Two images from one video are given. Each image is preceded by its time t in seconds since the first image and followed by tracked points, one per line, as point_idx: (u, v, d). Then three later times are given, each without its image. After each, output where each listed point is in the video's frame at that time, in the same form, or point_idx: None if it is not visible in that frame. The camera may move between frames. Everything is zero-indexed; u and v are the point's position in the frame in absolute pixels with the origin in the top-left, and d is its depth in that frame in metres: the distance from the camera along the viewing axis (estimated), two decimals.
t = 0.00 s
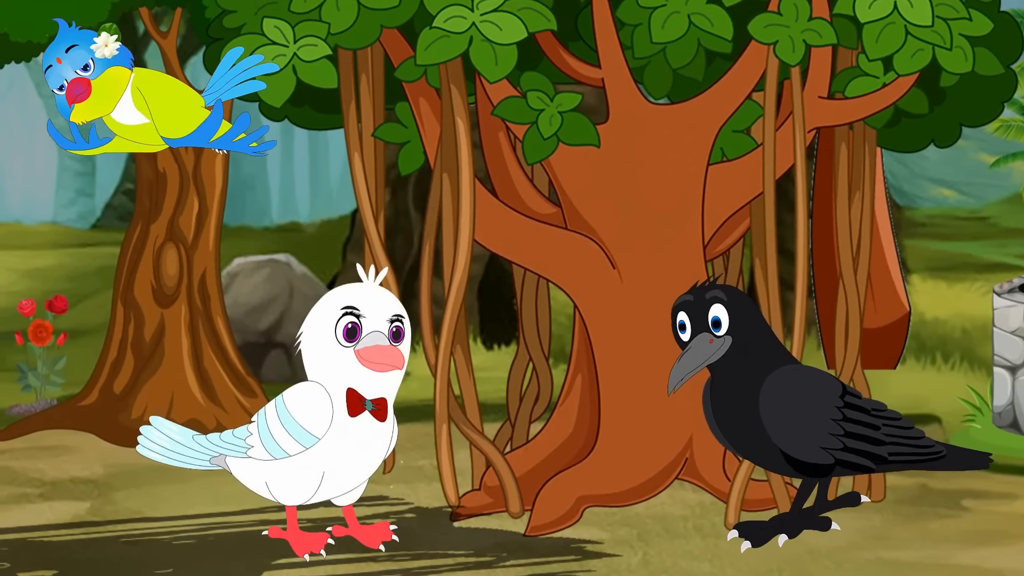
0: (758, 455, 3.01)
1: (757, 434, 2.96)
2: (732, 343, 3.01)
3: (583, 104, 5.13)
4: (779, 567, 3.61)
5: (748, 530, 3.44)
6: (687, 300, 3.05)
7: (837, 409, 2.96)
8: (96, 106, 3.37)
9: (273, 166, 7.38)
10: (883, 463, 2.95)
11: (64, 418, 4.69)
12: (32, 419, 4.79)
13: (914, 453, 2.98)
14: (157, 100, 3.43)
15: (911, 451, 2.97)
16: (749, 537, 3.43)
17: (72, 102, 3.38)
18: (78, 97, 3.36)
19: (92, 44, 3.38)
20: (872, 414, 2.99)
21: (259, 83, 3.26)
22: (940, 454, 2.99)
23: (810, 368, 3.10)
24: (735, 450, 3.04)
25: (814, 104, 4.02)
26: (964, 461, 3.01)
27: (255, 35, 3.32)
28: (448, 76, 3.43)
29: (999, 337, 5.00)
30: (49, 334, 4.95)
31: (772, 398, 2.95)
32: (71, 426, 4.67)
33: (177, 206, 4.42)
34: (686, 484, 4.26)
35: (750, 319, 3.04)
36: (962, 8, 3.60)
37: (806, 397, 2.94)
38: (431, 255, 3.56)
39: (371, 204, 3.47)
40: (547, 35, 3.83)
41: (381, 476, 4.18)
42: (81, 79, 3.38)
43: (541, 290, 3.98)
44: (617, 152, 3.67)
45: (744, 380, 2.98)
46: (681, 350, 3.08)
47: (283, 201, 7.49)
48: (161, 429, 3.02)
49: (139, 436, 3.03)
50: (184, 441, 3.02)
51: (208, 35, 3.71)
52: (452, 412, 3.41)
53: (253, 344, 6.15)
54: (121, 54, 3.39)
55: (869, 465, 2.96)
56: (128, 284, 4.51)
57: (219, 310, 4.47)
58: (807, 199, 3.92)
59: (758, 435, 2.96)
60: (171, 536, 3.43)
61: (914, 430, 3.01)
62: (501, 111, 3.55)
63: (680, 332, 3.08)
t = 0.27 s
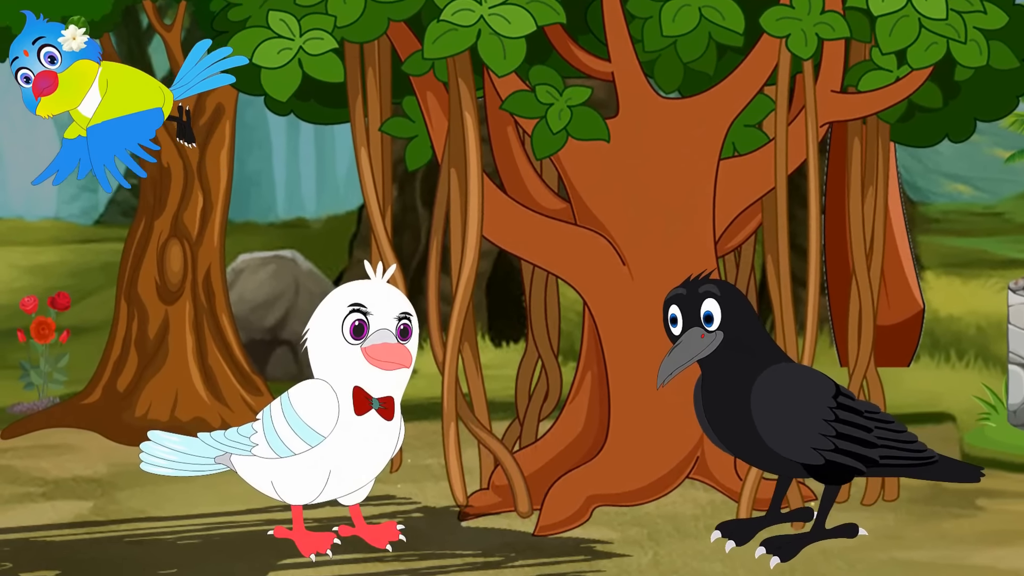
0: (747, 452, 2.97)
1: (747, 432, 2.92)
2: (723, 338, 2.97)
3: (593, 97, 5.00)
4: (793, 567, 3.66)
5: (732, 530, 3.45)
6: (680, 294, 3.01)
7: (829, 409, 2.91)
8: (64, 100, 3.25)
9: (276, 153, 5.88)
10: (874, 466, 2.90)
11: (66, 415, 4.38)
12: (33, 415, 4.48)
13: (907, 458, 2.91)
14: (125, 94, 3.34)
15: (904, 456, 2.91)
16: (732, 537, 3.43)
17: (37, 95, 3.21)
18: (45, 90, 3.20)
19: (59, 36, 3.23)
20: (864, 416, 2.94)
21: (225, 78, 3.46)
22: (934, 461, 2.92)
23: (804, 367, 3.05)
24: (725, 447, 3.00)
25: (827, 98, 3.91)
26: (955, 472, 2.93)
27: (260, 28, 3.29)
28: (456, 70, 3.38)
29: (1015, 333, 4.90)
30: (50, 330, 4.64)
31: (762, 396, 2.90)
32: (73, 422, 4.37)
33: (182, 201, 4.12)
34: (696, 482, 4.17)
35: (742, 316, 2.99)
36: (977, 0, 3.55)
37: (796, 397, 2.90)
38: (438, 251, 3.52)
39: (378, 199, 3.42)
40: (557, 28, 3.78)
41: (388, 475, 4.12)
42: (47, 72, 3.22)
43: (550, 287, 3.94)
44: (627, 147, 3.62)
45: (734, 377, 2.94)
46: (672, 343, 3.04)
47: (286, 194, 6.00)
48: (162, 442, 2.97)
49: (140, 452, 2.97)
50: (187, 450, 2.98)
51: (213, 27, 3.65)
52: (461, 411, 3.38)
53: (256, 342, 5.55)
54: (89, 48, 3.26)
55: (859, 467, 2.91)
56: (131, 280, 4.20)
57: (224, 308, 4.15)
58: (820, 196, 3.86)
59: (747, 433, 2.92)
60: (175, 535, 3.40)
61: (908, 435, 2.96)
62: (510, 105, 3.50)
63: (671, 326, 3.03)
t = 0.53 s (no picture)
0: (742, 453, 3.00)
1: (741, 431, 2.95)
2: (714, 337, 3.02)
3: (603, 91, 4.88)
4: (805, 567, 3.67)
5: (697, 527, 3.43)
6: (668, 295, 3.06)
7: (822, 405, 2.95)
8: (32, 94, 3.33)
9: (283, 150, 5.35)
10: (871, 459, 2.94)
11: (68, 414, 4.27)
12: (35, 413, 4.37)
13: (903, 450, 2.95)
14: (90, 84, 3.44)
15: (899, 448, 2.94)
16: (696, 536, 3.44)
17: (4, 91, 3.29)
18: (11, 86, 3.28)
19: (24, 30, 3.30)
20: (858, 410, 2.97)
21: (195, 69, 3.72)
22: (929, 450, 2.96)
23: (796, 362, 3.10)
24: (719, 449, 3.03)
25: (839, 92, 3.86)
26: (954, 454, 3.00)
27: (265, 21, 3.25)
28: (463, 63, 3.33)
29: None
30: (50, 326, 4.49)
31: (755, 395, 2.93)
32: (76, 421, 4.26)
33: (186, 196, 4.06)
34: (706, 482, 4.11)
35: (731, 314, 3.04)
36: None
37: (789, 394, 2.94)
38: (445, 247, 3.47)
39: (385, 195, 3.40)
40: (566, 21, 3.74)
41: (395, 474, 4.02)
42: (12, 67, 3.30)
43: (559, 283, 3.89)
44: (637, 142, 3.56)
45: (727, 377, 2.98)
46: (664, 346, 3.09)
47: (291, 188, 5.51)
48: (166, 442, 2.95)
49: (144, 453, 2.96)
50: (191, 450, 2.96)
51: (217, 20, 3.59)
52: (469, 409, 3.34)
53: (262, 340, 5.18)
54: (53, 40, 3.33)
55: (855, 461, 2.95)
56: (134, 276, 4.11)
57: (230, 304, 4.09)
58: (832, 191, 3.80)
59: (742, 433, 2.95)
60: (180, 535, 3.37)
61: (903, 426, 2.99)
62: (519, 99, 3.45)
63: (661, 327, 3.08)
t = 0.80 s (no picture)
0: (738, 453, 2.98)
1: (735, 431, 2.93)
2: (704, 337, 2.99)
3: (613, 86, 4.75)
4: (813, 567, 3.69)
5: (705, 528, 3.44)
6: (657, 296, 3.07)
7: (815, 400, 2.94)
8: None
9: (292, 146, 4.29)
10: (867, 453, 2.94)
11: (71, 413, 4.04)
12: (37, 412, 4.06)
13: (898, 441, 2.95)
14: (53, 78, 3.54)
15: (893, 440, 2.95)
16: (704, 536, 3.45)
17: None
18: None
19: None
20: (850, 403, 2.97)
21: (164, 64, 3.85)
22: (924, 440, 2.97)
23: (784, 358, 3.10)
24: (714, 450, 3.01)
25: (852, 86, 3.78)
26: (952, 437, 3.01)
27: (270, 15, 3.21)
28: (471, 57, 3.29)
29: None
30: (58, 326, 4.07)
31: (748, 393, 2.92)
32: (79, 421, 4.05)
33: (190, 192, 4.02)
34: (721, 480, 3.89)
35: (722, 312, 3.02)
36: None
37: (781, 391, 2.92)
38: (453, 244, 3.43)
39: (392, 191, 3.37)
40: (575, 14, 3.69)
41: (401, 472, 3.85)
42: None
43: (569, 280, 3.86)
44: (647, 137, 3.51)
45: (720, 376, 2.95)
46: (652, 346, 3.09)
47: (298, 186, 4.42)
48: (172, 441, 2.96)
49: (151, 451, 2.99)
50: (196, 449, 2.95)
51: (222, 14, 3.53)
52: (476, 407, 3.31)
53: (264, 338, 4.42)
54: (17, 34, 3.50)
55: (851, 456, 2.95)
56: (137, 272, 4.05)
57: (235, 300, 4.04)
58: (844, 186, 3.74)
59: (735, 432, 2.93)
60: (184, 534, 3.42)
61: (896, 417, 2.99)
62: (527, 93, 3.41)
63: (652, 329, 3.08)
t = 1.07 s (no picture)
0: (727, 451, 2.96)
1: (724, 429, 2.91)
2: (693, 334, 2.96)
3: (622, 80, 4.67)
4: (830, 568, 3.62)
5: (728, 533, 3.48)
6: (647, 292, 3.02)
7: (806, 399, 2.91)
8: None
9: (295, 141, 4.06)
10: (858, 453, 2.91)
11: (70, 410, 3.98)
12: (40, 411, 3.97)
13: (890, 441, 2.92)
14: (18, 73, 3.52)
15: (885, 439, 2.92)
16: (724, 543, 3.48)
17: None
18: None
19: None
20: (842, 402, 2.95)
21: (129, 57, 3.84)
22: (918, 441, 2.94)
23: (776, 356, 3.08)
24: (703, 447, 2.99)
25: (864, 80, 3.72)
26: (943, 440, 3.00)
27: (275, 8, 3.17)
28: (479, 51, 3.25)
29: None
30: (61, 322, 4.00)
31: (738, 391, 2.91)
32: (86, 419, 3.99)
33: (194, 187, 4.01)
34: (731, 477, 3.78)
35: (710, 308, 3.00)
36: None
37: (771, 388, 2.91)
38: (461, 239, 3.40)
39: (399, 186, 3.34)
40: (584, 9, 3.65)
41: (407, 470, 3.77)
42: None
43: (578, 276, 3.83)
44: (657, 131, 3.45)
45: (709, 373, 2.94)
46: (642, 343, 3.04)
47: (304, 181, 4.16)
48: (176, 439, 2.93)
49: (154, 450, 2.96)
50: (200, 447, 2.91)
51: (225, 6, 3.49)
52: (484, 405, 3.27)
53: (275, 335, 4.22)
54: None
55: (842, 456, 2.92)
56: (141, 269, 4.01)
57: (240, 297, 4.03)
58: (856, 182, 3.68)
59: (723, 429, 2.91)
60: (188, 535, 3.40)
61: (889, 418, 2.96)
62: (536, 88, 3.37)
63: (641, 325, 3.03)
